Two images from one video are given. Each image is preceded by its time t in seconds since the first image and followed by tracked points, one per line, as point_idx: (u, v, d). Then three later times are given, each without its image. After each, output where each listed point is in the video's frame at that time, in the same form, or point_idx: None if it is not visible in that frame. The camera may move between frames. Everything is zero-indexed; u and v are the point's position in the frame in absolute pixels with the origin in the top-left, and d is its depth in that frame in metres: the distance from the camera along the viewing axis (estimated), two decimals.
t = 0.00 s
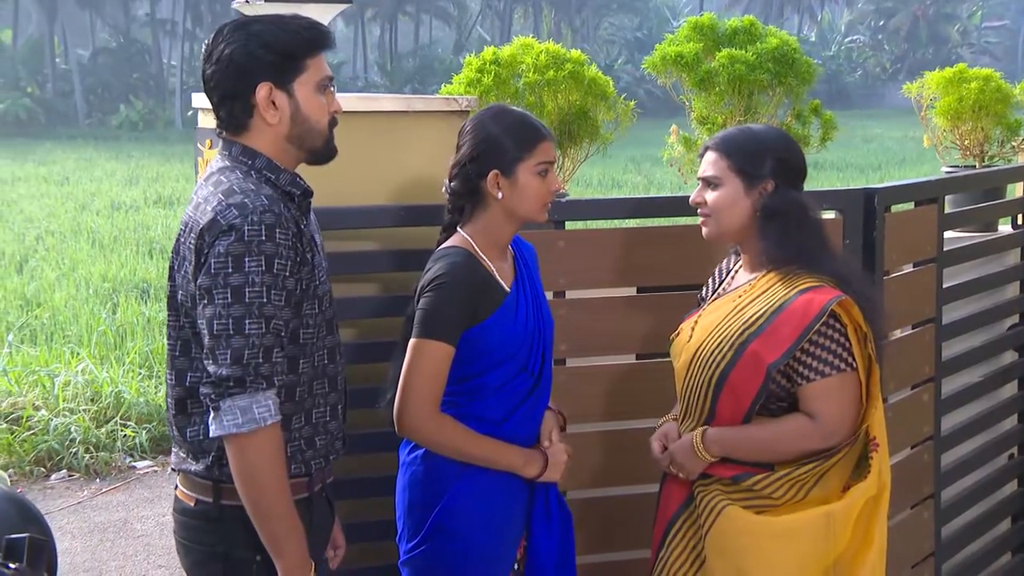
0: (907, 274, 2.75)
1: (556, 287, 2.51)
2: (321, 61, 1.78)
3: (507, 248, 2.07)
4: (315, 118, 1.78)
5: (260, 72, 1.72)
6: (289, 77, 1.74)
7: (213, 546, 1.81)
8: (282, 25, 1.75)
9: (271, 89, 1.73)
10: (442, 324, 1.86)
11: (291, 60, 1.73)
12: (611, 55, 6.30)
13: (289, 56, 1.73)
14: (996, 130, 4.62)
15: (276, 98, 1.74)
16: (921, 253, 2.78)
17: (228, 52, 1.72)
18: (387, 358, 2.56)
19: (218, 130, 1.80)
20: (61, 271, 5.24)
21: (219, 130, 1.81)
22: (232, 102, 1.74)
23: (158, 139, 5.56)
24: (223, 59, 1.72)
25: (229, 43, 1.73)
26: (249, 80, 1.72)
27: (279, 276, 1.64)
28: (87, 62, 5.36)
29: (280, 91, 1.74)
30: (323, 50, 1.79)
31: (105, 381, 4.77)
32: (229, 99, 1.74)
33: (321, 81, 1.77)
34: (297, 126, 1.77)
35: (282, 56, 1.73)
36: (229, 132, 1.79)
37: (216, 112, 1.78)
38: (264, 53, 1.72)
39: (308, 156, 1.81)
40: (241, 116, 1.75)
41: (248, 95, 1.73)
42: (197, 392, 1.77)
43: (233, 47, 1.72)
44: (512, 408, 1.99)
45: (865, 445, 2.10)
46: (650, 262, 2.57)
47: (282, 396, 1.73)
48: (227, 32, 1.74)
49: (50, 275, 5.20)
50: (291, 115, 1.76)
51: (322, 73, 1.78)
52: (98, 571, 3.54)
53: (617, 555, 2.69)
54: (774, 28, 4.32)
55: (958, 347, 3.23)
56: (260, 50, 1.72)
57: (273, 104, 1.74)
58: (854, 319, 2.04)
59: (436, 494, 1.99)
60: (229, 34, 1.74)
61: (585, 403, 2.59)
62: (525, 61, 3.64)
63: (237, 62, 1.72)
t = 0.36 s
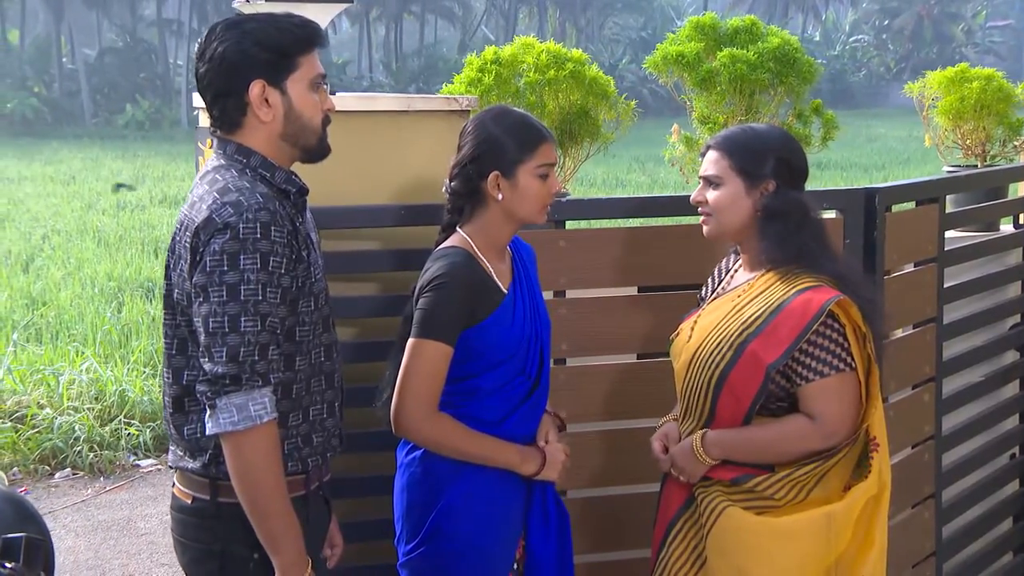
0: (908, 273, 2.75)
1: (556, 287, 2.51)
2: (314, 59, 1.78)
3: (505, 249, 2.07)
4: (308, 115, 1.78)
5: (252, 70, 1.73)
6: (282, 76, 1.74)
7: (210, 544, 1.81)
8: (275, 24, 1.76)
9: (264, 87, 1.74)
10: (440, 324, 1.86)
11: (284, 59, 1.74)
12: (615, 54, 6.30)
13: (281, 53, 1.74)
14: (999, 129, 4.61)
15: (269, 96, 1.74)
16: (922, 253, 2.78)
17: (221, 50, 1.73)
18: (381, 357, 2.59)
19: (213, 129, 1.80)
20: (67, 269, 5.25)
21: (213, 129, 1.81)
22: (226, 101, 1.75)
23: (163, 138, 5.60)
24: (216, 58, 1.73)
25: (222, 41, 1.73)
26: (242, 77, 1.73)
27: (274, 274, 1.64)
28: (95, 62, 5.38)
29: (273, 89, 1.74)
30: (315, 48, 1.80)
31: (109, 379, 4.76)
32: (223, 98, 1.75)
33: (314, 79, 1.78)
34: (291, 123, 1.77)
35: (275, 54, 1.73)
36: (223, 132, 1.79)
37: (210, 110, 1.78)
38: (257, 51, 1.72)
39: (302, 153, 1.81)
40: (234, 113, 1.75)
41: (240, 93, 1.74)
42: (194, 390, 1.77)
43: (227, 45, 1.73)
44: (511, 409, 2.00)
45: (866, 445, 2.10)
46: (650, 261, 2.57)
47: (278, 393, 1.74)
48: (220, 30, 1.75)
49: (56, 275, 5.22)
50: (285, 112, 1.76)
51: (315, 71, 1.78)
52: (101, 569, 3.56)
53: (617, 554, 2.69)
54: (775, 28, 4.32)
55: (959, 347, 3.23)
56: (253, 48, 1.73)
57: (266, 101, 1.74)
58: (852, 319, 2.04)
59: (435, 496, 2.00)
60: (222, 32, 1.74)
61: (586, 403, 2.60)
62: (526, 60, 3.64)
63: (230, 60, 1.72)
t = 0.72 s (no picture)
0: (910, 274, 2.75)
1: (557, 287, 2.51)
2: (308, 60, 1.79)
3: (506, 248, 2.08)
4: (302, 115, 1.78)
5: (247, 69, 1.73)
6: (277, 75, 1.75)
7: (214, 543, 1.82)
8: (270, 24, 1.76)
9: (259, 86, 1.74)
10: (441, 323, 1.87)
11: (279, 60, 1.74)
12: (620, 55, 6.31)
13: (276, 53, 1.74)
14: (1001, 129, 4.60)
15: (263, 95, 1.75)
16: (924, 253, 2.78)
17: (216, 48, 1.73)
18: (381, 357, 2.60)
19: (207, 128, 1.81)
20: (73, 269, 5.25)
21: (207, 128, 1.81)
22: (220, 99, 1.75)
23: (169, 139, 5.55)
24: (211, 56, 1.73)
25: (217, 39, 1.73)
26: (237, 76, 1.73)
27: (277, 270, 1.65)
28: (101, 62, 5.35)
29: (267, 89, 1.75)
30: (309, 48, 1.80)
31: (114, 378, 4.78)
32: (217, 96, 1.75)
33: (308, 80, 1.79)
34: (285, 123, 1.78)
35: (270, 53, 1.74)
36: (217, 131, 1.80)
37: (204, 108, 1.79)
38: (251, 50, 1.73)
39: (295, 153, 1.82)
40: (228, 112, 1.75)
41: (235, 92, 1.74)
42: (199, 389, 1.78)
43: (222, 43, 1.73)
44: (510, 408, 2.01)
45: (866, 445, 2.09)
46: (652, 261, 2.57)
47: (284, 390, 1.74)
48: (215, 29, 1.75)
49: (62, 275, 5.22)
50: (279, 112, 1.77)
51: (309, 72, 1.79)
52: (105, 568, 3.57)
53: (618, 553, 2.69)
54: (777, 28, 4.31)
55: (961, 347, 3.23)
56: (247, 47, 1.73)
57: (260, 101, 1.75)
58: (851, 318, 2.04)
59: (435, 497, 2.00)
60: (217, 31, 1.74)
61: (587, 403, 2.60)
62: (527, 61, 3.64)
63: (225, 58, 1.72)
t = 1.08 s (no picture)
0: (912, 273, 2.75)
1: (559, 286, 2.51)
2: (311, 63, 1.79)
3: (510, 247, 2.09)
4: (301, 117, 1.79)
5: (249, 68, 1.73)
6: (278, 76, 1.75)
7: (216, 543, 1.82)
8: (274, 25, 1.76)
9: (260, 85, 1.74)
10: (442, 323, 1.88)
11: (281, 60, 1.75)
12: (625, 55, 6.24)
13: (280, 53, 1.74)
14: (1004, 129, 4.58)
15: (264, 95, 1.75)
16: (926, 253, 2.77)
17: (219, 46, 1.73)
18: (385, 357, 2.60)
19: (207, 125, 1.81)
20: (79, 268, 5.26)
21: (207, 127, 1.82)
22: (221, 96, 1.75)
23: (175, 138, 5.52)
24: (214, 53, 1.73)
25: (221, 37, 1.74)
26: (239, 74, 1.73)
27: (281, 267, 1.65)
28: (107, 62, 5.29)
29: (268, 88, 1.75)
30: (314, 51, 1.81)
31: (118, 377, 4.79)
32: (218, 93, 1.76)
33: (310, 82, 1.79)
34: (284, 123, 1.78)
35: (273, 53, 1.74)
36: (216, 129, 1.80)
37: (205, 106, 1.79)
38: (254, 49, 1.73)
39: (293, 154, 1.82)
40: (228, 110, 1.76)
41: (236, 90, 1.75)
42: (202, 388, 1.78)
43: (225, 41, 1.73)
44: (511, 408, 2.02)
45: (866, 445, 2.09)
46: (654, 261, 2.57)
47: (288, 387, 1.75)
48: (219, 27, 1.75)
49: (67, 274, 5.22)
50: (279, 113, 1.77)
51: (311, 75, 1.79)
52: (108, 566, 3.58)
53: (618, 554, 2.69)
54: (779, 28, 4.31)
55: (962, 346, 3.21)
56: (250, 46, 1.73)
57: (261, 100, 1.75)
58: (848, 318, 2.03)
59: (436, 497, 2.01)
60: (221, 29, 1.75)
61: (588, 403, 2.60)
62: (528, 61, 3.65)
63: (227, 56, 1.73)
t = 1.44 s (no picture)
0: (913, 272, 2.76)
1: (560, 285, 2.52)
2: (315, 68, 1.81)
3: (514, 244, 2.10)
4: (297, 120, 1.80)
5: (249, 66, 1.74)
6: (278, 77, 1.76)
7: (209, 541, 1.84)
8: (281, 26, 1.78)
9: (258, 84, 1.75)
10: (445, 321, 1.89)
11: (283, 61, 1.76)
12: (629, 54, 6.15)
13: (281, 53, 1.75)
14: (1005, 128, 4.58)
15: (261, 94, 1.76)
16: (927, 252, 2.78)
17: (222, 42, 1.74)
18: (390, 355, 2.61)
19: (206, 121, 1.82)
20: (85, 267, 5.26)
21: (207, 122, 1.83)
22: (219, 92, 1.76)
23: (182, 138, 5.40)
24: (217, 49, 1.74)
25: (224, 34, 1.75)
26: (239, 72, 1.74)
27: (268, 266, 1.66)
28: (113, 61, 5.22)
29: (266, 88, 1.76)
30: (319, 57, 1.82)
31: (122, 375, 4.82)
32: (216, 88, 1.76)
33: (310, 88, 1.80)
34: (280, 124, 1.79)
35: (275, 53, 1.75)
36: (213, 126, 1.81)
37: (204, 100, 1.79)
38: (257, 49, 1.74)
39: (288, 158, 1.83)
40: (226, 106, 1.77)
41: (234, 87, 1.75)
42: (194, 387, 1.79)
43: (229, 38, 1.74)
44: (516, 404, 2.03)
45: (866, 447, 2.09)
46: (655, 259, 2.58)
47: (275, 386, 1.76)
48: (225, 24, 1.77)
49: (73, 272, 5.23)
50: (275, 113, 1.78)
51: (313, 81, 1.81)
52: (112, 563, 3.60)
53: (616, 552, 2.75)
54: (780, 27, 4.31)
55: (962, 346, 3.21)
56: (254, 45, 1.74)
57: (258, 99, 1.76)
58: (846, 320, 2.04)
59: (440, 496, 2.02)
60: (227, 26, 1.76)
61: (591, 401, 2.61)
62: (530, 59, 3.65)
63: (229, 53, 1.74)
